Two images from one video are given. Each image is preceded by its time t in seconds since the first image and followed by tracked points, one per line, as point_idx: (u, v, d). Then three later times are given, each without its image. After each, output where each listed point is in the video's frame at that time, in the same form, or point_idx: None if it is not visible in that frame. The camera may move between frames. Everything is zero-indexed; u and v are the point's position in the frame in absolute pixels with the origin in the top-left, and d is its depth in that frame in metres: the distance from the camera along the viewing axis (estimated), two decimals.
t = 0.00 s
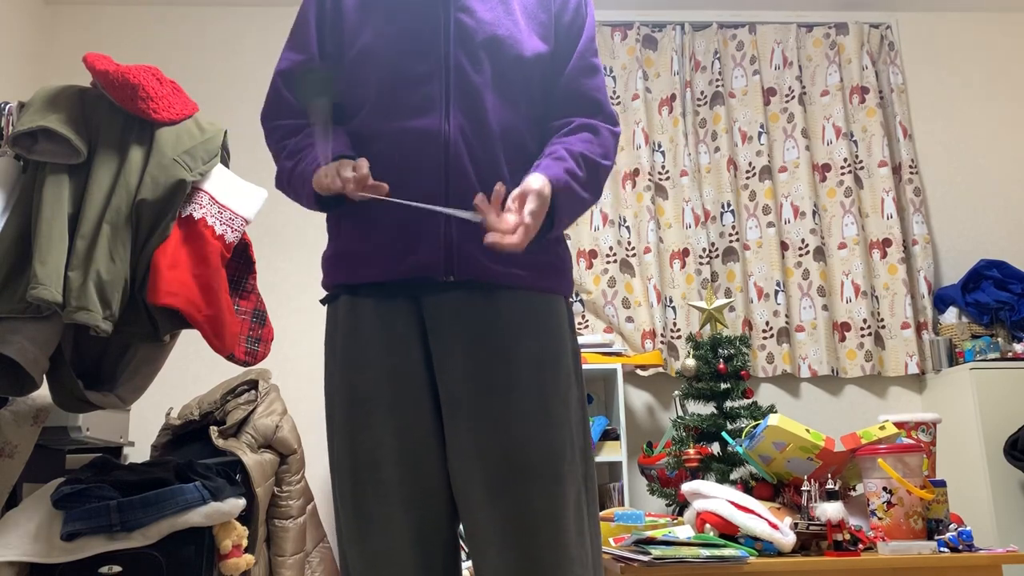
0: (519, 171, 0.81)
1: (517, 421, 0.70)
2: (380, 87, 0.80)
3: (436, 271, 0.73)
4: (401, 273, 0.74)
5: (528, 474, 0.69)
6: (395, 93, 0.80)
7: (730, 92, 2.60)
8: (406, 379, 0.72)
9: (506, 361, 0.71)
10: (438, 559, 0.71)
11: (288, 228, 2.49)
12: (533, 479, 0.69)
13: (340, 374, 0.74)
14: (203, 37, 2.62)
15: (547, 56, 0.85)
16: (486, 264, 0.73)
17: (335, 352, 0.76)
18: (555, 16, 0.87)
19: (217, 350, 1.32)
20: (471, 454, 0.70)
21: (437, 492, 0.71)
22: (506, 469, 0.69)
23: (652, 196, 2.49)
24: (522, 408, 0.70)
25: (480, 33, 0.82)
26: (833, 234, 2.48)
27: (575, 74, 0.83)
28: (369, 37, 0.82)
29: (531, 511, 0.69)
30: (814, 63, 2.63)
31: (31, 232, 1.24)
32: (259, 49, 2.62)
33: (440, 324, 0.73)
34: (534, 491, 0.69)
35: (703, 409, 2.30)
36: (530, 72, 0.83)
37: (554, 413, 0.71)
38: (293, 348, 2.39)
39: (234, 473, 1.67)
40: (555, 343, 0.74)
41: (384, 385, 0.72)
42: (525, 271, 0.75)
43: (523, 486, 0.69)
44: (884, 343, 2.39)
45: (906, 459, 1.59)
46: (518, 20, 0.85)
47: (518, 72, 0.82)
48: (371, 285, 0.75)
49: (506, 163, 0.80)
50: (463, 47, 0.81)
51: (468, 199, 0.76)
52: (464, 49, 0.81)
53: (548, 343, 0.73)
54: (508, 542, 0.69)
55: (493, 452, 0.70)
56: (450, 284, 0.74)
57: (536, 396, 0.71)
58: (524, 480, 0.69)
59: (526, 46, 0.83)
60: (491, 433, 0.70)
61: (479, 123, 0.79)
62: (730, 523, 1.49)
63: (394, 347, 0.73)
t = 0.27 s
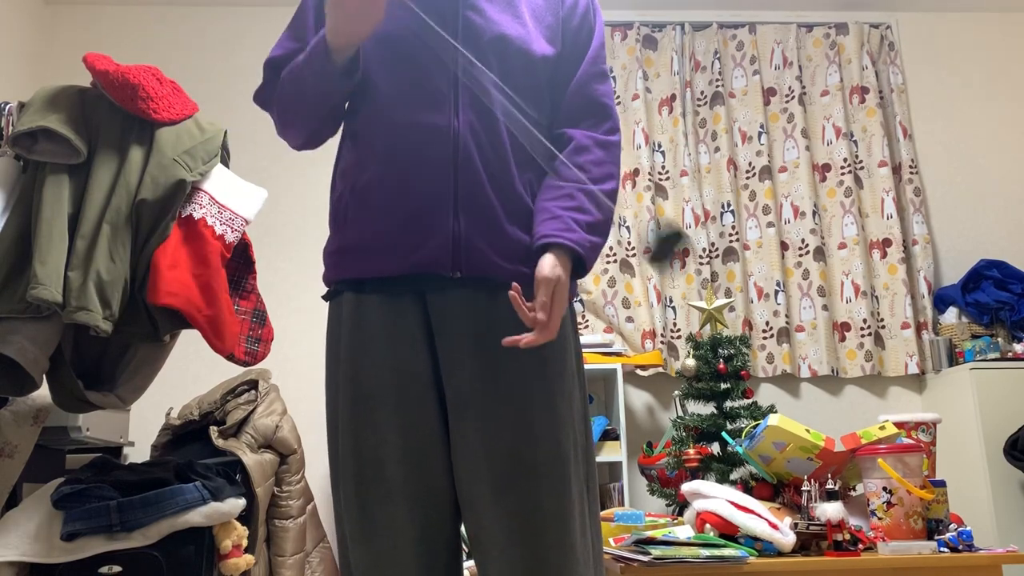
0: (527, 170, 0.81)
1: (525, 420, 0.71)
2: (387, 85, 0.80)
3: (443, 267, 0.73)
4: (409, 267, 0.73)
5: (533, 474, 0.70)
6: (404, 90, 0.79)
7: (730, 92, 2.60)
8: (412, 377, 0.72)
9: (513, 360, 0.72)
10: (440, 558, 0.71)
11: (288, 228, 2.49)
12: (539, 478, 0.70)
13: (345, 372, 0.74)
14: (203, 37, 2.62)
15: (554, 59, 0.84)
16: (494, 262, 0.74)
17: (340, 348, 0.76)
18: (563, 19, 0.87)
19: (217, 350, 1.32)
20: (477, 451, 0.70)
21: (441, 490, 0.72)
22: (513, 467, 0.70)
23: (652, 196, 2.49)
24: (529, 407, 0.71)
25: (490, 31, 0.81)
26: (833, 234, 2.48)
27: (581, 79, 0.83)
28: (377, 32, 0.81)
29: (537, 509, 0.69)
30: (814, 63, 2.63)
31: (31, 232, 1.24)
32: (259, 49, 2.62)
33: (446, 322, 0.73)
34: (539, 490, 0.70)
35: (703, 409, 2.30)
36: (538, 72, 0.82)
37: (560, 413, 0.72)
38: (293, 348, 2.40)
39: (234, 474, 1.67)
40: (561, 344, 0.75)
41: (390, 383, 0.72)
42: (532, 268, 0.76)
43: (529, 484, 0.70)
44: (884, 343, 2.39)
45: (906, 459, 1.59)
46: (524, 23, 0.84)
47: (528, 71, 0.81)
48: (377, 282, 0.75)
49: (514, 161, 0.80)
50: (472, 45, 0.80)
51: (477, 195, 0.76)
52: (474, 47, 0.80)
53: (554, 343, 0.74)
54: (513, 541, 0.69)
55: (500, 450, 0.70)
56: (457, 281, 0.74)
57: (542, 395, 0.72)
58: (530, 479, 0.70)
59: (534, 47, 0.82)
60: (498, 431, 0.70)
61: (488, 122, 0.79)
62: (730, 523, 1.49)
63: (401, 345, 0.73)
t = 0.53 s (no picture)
0: (542, 170, 0.82)
1: (539, 420, 0.72)
2: (401, 82, 0.80)
3: (461, 266, 0.74)
4: (426, 266, 0.74)
5: (546, 474, 0.71)
6: (422, 89, 0.80)
7: (730, 92, 2.60)
8: (422, 377, 0.73)
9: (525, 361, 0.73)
10: (446, 557, 0.72)
11: (288, 228, 2.49)
12: (552, 478, 0.71)
13: (355, 370, 0.74)
14: (203, 37, 2.62)
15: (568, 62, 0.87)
16: (513, 263, 0.75)
17: (348, 347, 0.76)
18: (574, 23, 0.90)
19: (217, 350, 1.31)
20: (490, 451, 0.71)
21: (449, 490, 0.72)
22: (526, 468, 0.71)
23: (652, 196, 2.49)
24: (543, 407, 0.72)
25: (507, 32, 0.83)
26: (833, 234, 2.48)
27: (592, 83, 0.86)
28: (395, 30, 0.82)
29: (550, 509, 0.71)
30: (814, 63, 2.63)
31: (31, 232, 1.24)
32: (259, 49, 2.62)
33: (458, 323, 0.74)
34: (551, 490, 0.71)
35: (703, 409, 2.30)
36: (551, 73, 0.85)
37: (572, 415, 0.73)
38: (293, 348, 2.40)
39: (234, 473, 1.67)
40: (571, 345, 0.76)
41: (400, 383, 0.72)
42: (546, 267, 0.77)
43: (542, 485, 0.71)
44: (884, 343, 2.39)
45: (906, 459, 1.59)
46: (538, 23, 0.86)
47: (541, 74, 0.84)
48: (389, 281, 0.75)
49: (530, 162, 0.81)
50: (489, 45, 0.82)
51: (494, 195, 0.77)
52: (491, 48, 0.82)
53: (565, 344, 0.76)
54: (524, 541, 0.70)
55: (514, 451, 0.71)
56: (475, 280, 0.75)
57: (555, 396, 0.73)
58: (542, 479, 0.71)
59: (549, 51, 0.85)
60: (512, 431, 0.71)
61: (506, 122, 0.80)
62: (730, 523, 1.49)
63: (412, 345, 0.73)
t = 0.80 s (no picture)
0: (550, 160, 0.82)
1: (547, 419, 0.71)
2: (405, 80, 0.81)
3: (466, 260, 0.74)
4: (431, 261, 0.74)
5: (552, 471, 0.70)
6: (426, 86, 0.80)
7: (730, 92, 2.60)
8: (429, 375, 0.73)
9: (534, 358, 0.73)
10: (454, 557, 0.71)
11: (288, 228, 2.49)
12: (560, 477, 0.70)
13: (363, 368, 0.74)
14: (203, 37, 2.62)
15: (571, 49, 0.87)
16: (518, 255, 0.75)
17: (358, 346, 0.76)
18: (579, 14, 0.90)
19: (216, 350, 1.31)
20: (497, 449, 0.71)
21: (456, 488, 0.72)
22: (534, 467, 0.70)
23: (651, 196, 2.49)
24: (551, 405, 0.72)
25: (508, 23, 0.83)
26: (833, 234, 2.48)
27: (605, 76, 0.87)
28: (396, 26, 0.83)
29: (557, 509, 0.70)
30: (814, 63, 2.63)
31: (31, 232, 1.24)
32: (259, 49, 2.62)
33: (466, 321, 0.73)
34: (559, 490, 0.70)
35: (703, 409, 2.30)
36: (555, 65, 0.85)
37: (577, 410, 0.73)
38: (293, 348, 2.40)
39: (234, 473, 1.67)
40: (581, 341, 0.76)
41: (407, 382, 0.72)
42: (553, 260, 0.77)
43: (549, 484, 0.70)
44: (884, 343, 2.39)
45: (906, 459, 1.59)
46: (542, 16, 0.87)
47: (544, 64, 0.84)
48: (397, 279, 0.75)
49: (536, 153, 0.81)
50: (490, 38, 0.83)
51: (498, 190, 0.77)
52: (491, 39, 0.83)
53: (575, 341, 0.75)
54: (532, 541, 0.69)
55: (521, 449, 0.70)
56: (480, 274, 0.74)
57: (563, 394, 0.72)
58: (549, 478, 0.70)
59: (551, 38, 0.86)
60: (520, 429, 0.71)
61: (509, 114, 0.80)
62: (730, 523, 1.49)
63: (420, 343, 0.73)
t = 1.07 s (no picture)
0: (553, 141, 0.81)
1: (554, 415, 0.70)
2: (405, 78, 0.83)
3: (467, 249, 0.74)
4: (432, 253, 0.74)
5: (559, 470, 0.69)
6: (424, 82, 0.82)
7: (730, 92, 2.60)
8: (438, 372, 0.73)
9: (542, 355, 0.72)
10: (462, 554, 0.71)
11: (288, 228, 2.49)
12: (565, 474, 0.69)
13: (375, 365, 0.75)
14: (203, 37, 2.62)
15: (572, 25, 0.86)
16: (518, 241, 0.74)
17: (372, 343, 0.78)
18: None
19: (216, 350, 1.31)
20: (503, 445, 0.71)
21: (463, 484, 0.72)
22: (540, 464, 0.70)
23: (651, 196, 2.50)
24: (560, 402, 0.71)
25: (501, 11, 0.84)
26: (833, 234, 2.48)
27: (610, 52, 0.86)
28: (395, 24, 0.85)
29: (563, 507, 0.69)
30: (814, 63, 2.63)
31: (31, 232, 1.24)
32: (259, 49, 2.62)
33: (475, 318, 0.74)
34: (565, 488, 0.69)
35: (703, 409, 2.30)
36: (557, 45, 0.84)
37: (587, 409, 0.71)
38: (293, 348, 2.40)
39: (234, 474, 1.67)
40: (592, 336, 0.75)
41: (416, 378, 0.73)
42: (559, 244, 0.75)
43: (554, 482, 0.69)
44: (884, 343, 2.39)
45: (906, 459, 1.59)
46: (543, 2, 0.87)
47: (542, 46, 0.84)
48: (407, 277, 0.76)
49: (537, 137, 0.80)
50: (483, 27, 0.83)
51: (497, 180, 0.77)
52: (484, 27, 0.83)
53: (586, 338, 0.74)
54: (537, 539, 0.69)
55: (526, 445, 0.70)
56: (482, 262, 0.75)
57: (572, 390, 0.71)
58: (555, 474, 0.69)
59: (547, 16, 0.85)
60: (526, 425, 0.70)
61: (506, 100, 0.80)
62: (730, 523, 1.49)
63: (430, 340, 0.74)
